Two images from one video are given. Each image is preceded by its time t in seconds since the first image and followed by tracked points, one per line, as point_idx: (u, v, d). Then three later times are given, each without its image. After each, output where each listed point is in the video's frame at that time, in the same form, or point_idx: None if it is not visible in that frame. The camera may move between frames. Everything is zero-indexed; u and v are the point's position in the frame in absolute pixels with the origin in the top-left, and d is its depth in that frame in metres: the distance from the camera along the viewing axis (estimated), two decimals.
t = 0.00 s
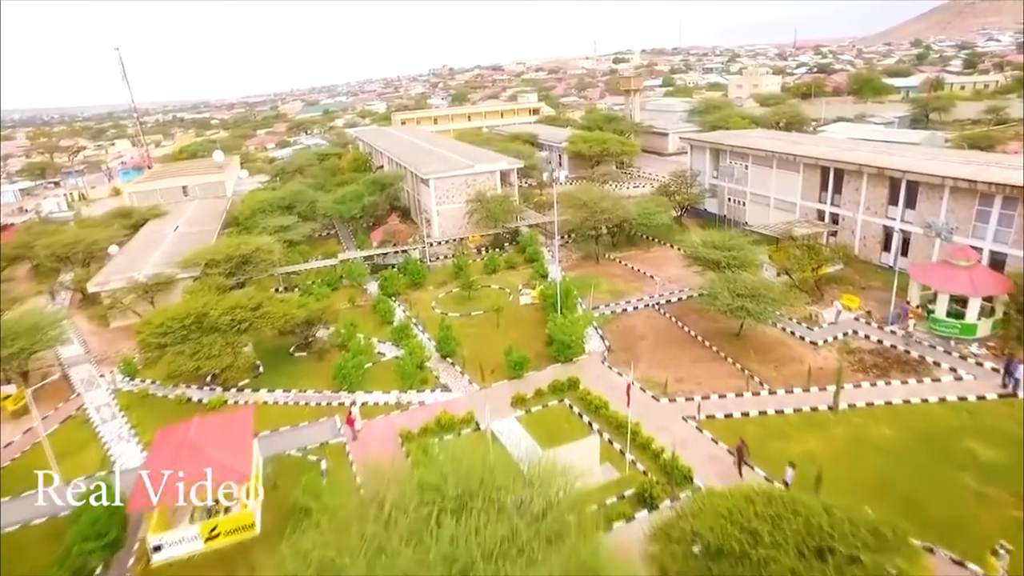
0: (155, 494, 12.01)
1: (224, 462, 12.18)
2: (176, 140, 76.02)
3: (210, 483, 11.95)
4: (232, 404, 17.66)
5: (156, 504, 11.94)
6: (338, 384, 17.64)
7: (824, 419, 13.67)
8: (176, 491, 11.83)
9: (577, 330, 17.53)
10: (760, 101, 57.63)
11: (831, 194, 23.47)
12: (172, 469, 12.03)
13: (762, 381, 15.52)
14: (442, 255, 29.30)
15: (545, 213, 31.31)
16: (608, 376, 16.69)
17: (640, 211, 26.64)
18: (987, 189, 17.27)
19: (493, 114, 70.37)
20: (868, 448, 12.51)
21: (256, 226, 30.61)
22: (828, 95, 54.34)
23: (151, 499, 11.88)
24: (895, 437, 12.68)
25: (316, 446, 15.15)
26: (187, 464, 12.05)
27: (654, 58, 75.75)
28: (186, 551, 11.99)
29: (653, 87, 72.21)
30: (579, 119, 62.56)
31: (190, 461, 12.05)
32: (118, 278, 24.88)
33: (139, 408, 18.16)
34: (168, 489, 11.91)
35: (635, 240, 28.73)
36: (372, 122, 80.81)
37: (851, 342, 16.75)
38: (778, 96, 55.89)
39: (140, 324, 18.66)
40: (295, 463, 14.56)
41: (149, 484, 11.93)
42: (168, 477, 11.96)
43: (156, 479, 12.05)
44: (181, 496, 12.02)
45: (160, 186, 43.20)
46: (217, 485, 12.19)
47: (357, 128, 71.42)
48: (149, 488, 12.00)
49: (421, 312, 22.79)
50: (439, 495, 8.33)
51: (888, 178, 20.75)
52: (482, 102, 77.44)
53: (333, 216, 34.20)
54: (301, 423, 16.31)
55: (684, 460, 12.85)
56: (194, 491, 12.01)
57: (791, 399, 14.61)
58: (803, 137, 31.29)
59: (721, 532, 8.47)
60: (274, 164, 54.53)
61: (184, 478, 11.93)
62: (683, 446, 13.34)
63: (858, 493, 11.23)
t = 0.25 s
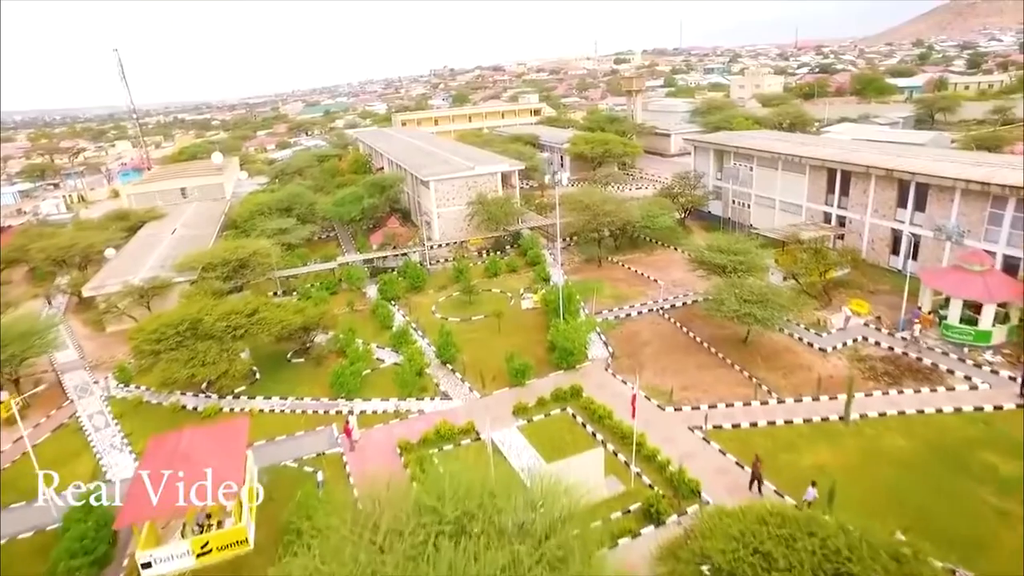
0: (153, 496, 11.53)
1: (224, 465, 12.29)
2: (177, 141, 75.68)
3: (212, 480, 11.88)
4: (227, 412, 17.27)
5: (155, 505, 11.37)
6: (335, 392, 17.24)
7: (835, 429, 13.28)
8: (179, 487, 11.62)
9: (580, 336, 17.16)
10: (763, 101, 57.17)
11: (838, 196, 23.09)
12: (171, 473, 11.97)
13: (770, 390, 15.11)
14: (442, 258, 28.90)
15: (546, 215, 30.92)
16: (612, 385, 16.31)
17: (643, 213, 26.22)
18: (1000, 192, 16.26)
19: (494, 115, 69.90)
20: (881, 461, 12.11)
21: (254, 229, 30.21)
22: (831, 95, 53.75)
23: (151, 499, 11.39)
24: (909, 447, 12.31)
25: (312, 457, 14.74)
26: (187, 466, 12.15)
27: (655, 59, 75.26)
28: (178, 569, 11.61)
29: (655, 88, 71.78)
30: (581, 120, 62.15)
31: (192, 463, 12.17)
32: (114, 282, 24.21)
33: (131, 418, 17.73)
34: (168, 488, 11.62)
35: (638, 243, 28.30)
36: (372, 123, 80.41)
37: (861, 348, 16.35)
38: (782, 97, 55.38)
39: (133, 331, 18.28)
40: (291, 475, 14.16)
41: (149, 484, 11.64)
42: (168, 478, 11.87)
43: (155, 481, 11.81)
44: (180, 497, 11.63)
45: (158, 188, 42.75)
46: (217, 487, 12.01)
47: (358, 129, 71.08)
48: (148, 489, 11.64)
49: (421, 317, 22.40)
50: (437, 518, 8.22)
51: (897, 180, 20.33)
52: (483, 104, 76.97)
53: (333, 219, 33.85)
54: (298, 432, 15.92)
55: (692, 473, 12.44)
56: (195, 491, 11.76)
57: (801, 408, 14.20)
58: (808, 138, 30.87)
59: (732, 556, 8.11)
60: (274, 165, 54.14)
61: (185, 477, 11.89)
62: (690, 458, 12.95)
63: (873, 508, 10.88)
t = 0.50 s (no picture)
0: (153, 496, 11.62)
1: (223, 467, 12.47)
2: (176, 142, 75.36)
3: (212, 479, 12.06)
4: (220, 422, 16.82)
5: (155, 505, 11.43)
6: (331, 401, 16.80)
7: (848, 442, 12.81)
8: (179, 487, 11.77)
9: (582, 343, 16.74)
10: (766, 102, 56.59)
11: (845, 199, 22.62)
12: (170, 475, 12.10)
13: (779, 400, 14.67)
14: (442, 261, 28.46)
15: (547, 218, 30.47)
16: (615, 394, 15.86)
17: (646, 216, 25.76)
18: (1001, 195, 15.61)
19: (495, 116, 69.45)
20: (898, 477, 11.63)
21: (251, 232, 29.81)
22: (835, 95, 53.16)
23: (151, 499, 11.47)
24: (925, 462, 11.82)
25: (306, 469, 14.29)
26: (187, 467, 12.32)
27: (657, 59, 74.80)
28: None
29: (656, 88, 71.25)
30: (582, 121, 61.67)
31: (192, 464, 12.33)
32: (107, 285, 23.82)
33: (121, 427, 17.26)
34: (168, 488, 11.76)
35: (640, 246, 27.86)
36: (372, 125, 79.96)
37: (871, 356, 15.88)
38: (784, 97, 54.86)
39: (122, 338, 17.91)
40: (284, 488, 13.72)
41: (149, 483, 11.76)
42: (167, 478, 12.01)
43: (154, 482, 11.92)
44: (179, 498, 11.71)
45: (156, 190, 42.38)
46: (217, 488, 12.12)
47: (357, 130, 70.63)
48: (148, 489, 11.73)
49: (420, 322, 21.94)
50: (432, 545, 8.03)
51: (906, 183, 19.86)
52: (483, 104, 76.49)
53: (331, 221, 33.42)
54: (293, 443, 15.49)
55: (699, 488, 12.00)
56: (195, 489, 11.91)
57: (811, 419, 13.75)
58: (814, 139, 30.40)
59: None
60: (273, 166, 53.73)
61: (184, 476, 12.07)
62: (696, 472, 12.51)
63: (889, 532, 10.46)
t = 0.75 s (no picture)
0: (153, 496, 11.24)
1: (220, 469, 12.44)
2: (174, 143, 74.97)
3: (211, 479, 11.95)
4: (212, 431, 16.37)
5: (155, 504, 11.09)
6: (325, 409, 16.39)
7: (859, 454, 12.39)
8: (181, 485, 11.53)
9: (582, 350, 16.34)
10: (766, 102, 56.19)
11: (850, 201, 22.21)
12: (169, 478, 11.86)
13: (785, 409, 14.26)
14: (440, 264, 28.04)
15: (547, 220, 30.05)
16: (617, 403, 15.44)
17: (647, 218, 25.33)
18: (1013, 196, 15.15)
19: (494, 117, 69.03)
20: (912, 491, 11.20)
21: (246, 234, 29.39)
22: (836, 95, 52.73)
23: (151, 497, 11.14)
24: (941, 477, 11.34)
25: (299, 481, 13.85)
26: (184, 468, 12.15)
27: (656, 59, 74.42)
28: None
29: (656, 88, 70.84)
30: (581, 122, 61.25)
31: (190, 464, 12.19)
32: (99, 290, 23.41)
33: (108, 439, 16.59)
34: (168, 488, 11.46)
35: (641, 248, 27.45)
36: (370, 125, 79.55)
37: (880, 363, 15.47)
38: (784, 97, 54.39)
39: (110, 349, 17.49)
40: (277, 501, 13.30)
41: (150, 483, 11.38)
42: (168, 479, 11.76)
43: (153, 482, 11.56)
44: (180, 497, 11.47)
45: (152, 192, 41.94)
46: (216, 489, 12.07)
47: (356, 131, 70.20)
48: (148, 489, 11.33)
49: (418, 327, 21.52)
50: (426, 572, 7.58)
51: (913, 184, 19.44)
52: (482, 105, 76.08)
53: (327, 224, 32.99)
54: (286, 453, 15.06)
55: (705, 503, 11.59)
56: (196, 490, 11.71)
57: (819, 429, 13.34)
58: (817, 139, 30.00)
59: None
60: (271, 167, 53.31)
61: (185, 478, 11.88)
62: (701, 486, 12.11)
63: (909, 549, 9.93)
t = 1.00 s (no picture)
0: (153, 495, 11.17)
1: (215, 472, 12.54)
2: (171, 145, 74.34)
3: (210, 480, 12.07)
4: (201, 443, 15.77)
5: (155, 504, 11.02)
6: (318, 421, 15.85)
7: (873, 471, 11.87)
8: (180, 487, 11.47)
9: (583, 359, 15.84)
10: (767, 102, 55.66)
11: (857, 203, 21.68)
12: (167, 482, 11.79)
13: (796, 422, 13.74)
14: (438, 268, 27.48)
15: (547, 223, 29.51)
16: (621, 415, 14.92)
17: (650, 221, 24.77)
18: None
19: (493, 118, 68.47)
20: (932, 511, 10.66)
21: (241, 238, 28.83)
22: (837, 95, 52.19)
23: (152, 497, 11.06)
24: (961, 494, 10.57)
25: (290, 498, 13.28)
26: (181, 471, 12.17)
27: (656, 59, 73.89)
28: None
29: (655, 88, 70.31)
30: (581, 122, 60.68)
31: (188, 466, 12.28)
32: (89, 296, 22.82)
33: (93, 454, 15.70)
34: (168, 488, 11.45)
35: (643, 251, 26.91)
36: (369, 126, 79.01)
37: (892, 373, 14.94)
38: (786, 97, 53.88)
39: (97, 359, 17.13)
40: (266, 518, 12.73)
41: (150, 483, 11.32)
42: (167, 480, 11.73)
43: (152, 483, 11.50)
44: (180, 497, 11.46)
45: (146, 194, 41.34)
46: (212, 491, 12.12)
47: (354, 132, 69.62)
48: (148, 488, 11.26)
49: (415, 333, 20.97)
50: None
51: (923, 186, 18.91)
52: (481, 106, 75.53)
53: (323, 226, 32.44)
54: (278, 467, 14.51)
55: (714, 524, 11.07)
56: (194, 493, 11.64)
57: (832, 443, 12.82)
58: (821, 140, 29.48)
59: None
60: (267, 169, 52.74)
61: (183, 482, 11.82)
62: (710, 504, 11.59)
63: None
